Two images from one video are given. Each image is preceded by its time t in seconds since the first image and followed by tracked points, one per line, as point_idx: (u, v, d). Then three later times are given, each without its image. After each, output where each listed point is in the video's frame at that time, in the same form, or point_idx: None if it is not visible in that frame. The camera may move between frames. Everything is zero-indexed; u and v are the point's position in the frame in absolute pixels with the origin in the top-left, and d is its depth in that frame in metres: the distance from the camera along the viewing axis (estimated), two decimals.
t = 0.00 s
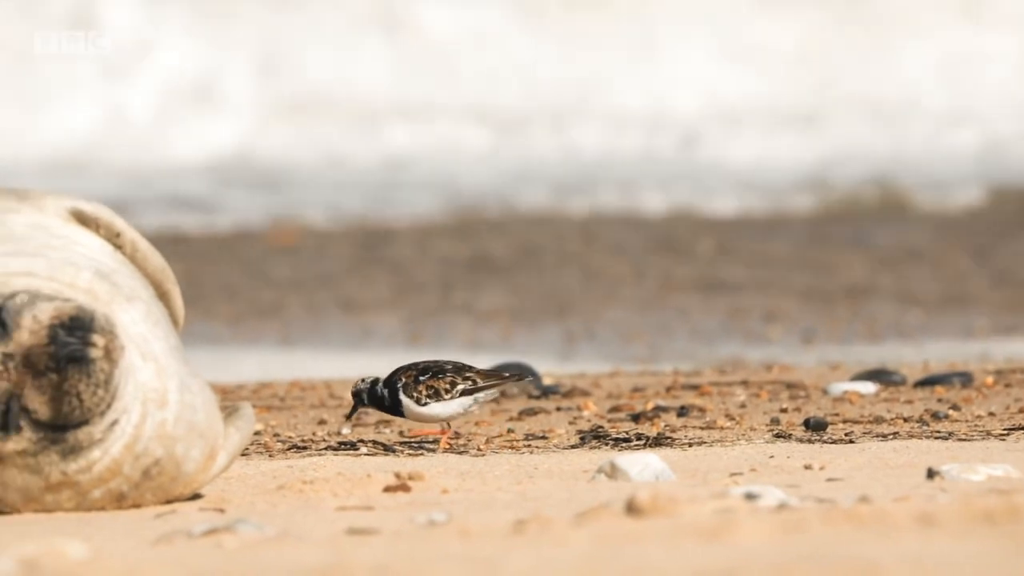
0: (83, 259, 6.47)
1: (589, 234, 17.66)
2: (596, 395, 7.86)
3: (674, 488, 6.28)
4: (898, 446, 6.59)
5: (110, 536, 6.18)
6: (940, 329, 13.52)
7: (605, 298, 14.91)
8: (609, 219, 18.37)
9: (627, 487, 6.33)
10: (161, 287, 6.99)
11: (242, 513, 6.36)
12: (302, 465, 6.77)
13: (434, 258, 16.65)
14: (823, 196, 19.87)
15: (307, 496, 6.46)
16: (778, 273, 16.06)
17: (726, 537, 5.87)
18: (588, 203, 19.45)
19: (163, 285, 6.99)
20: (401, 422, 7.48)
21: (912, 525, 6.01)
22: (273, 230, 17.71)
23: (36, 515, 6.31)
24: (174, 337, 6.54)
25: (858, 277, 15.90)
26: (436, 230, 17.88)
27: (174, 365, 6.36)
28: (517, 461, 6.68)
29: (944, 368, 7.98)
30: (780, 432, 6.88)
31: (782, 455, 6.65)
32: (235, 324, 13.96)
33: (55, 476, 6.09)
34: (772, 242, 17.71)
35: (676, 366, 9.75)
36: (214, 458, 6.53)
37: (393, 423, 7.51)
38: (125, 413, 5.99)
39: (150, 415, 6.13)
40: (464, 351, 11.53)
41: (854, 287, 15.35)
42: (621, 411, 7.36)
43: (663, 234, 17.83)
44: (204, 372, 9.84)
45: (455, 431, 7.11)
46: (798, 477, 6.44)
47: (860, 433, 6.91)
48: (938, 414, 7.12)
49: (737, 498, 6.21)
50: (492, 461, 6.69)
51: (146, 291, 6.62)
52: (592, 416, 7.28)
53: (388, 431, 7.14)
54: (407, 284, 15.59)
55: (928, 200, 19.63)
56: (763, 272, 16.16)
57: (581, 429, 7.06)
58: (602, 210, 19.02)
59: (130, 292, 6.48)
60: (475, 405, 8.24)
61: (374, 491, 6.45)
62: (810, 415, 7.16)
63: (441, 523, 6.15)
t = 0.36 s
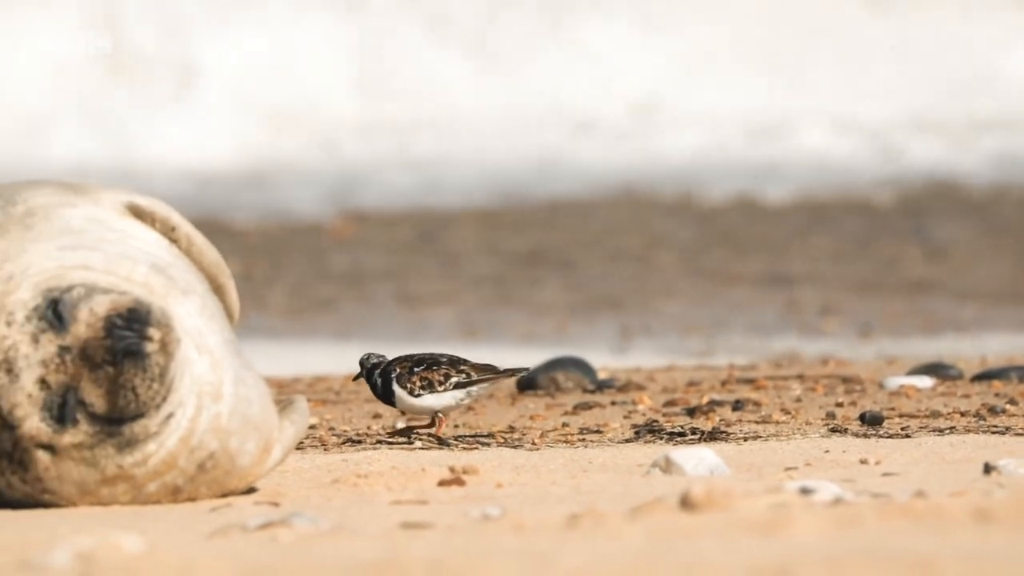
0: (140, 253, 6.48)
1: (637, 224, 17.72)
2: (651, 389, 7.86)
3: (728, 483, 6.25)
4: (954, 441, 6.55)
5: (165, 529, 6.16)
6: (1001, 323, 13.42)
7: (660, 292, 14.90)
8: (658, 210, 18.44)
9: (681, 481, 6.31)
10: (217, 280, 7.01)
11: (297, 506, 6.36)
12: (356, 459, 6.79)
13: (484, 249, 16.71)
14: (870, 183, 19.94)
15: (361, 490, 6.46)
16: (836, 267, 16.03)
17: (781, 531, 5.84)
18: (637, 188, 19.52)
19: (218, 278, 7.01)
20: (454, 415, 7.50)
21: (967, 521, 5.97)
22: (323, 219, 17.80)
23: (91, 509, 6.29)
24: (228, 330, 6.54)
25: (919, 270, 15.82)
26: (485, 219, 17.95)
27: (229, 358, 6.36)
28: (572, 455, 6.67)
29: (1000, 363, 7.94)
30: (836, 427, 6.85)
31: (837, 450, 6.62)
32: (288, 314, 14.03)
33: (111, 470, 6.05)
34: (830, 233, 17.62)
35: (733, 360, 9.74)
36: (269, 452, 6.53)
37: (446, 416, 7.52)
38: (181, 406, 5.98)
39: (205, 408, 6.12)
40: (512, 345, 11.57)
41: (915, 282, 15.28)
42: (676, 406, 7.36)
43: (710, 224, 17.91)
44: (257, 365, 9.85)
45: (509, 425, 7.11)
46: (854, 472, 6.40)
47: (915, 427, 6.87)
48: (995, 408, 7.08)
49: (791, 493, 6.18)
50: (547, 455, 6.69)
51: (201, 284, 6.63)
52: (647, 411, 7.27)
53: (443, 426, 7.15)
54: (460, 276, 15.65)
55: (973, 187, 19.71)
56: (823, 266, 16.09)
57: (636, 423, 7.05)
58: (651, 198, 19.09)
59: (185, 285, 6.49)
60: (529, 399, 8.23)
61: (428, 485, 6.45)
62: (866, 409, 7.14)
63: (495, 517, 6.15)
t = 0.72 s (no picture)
0: (192, 250, 6.48)
1: (696, 217, 17.83)
2: (709, 384, 7.83)
3: (784, 477, 6.21)
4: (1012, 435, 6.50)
5: (220, 525, 6.12)
6: None
7: (718, 289, 14.86)
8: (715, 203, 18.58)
9: (736, 476, 6.28)
10: (269, 280, 6.99)
11: (352, 501, 6.33)
12: (412, 453, 6.78)
13: (549, 240, 16.85)
14: (928, 178, 20.05)
15: (417, 485, 6.44)
16: (897, 262, 15.95)
17: (835, 524, 5.79)
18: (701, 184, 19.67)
19: (270, 278, 6.99)
20: (509, 409, 7.50)
21: None
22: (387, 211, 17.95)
23: (146, 505, 6.25)
24: (283, 327, 6.52)
25: (981, 265, 15.73)
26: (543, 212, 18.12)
27: (284, 354, 6.34)
28: (628, 450, 6.65)
29: None
30: (893, 421, 6.82)
31: (893, 444, 6.58)
32: (355, 305, 14.15)
33: (166, 462, 5.99)
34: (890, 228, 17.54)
35: (791, 355, 9.71)
36: (323, 448, 6.50)
37: (501, 410, 7.53)
38: (237, 399, 5.95)
39: (260, 403, 6.09)
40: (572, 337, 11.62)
41: (976, 278, 15.19)
42: (733, 401, 7.33)
43: (770, 217, 18.01)
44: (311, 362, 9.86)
45: (565, 419, 7.10)
46: (911, 466, 6.36)
47: (972, 422, 6.83)
48: None
49: (847, 487, 6.14)
50: (602, 449, 6.67)
51: (253, 281, 6.62)
52: (703, 406, 7.25)
53: (499, 420, 7.15)
54: (521, 270, 15.74)
55: None
56: (883, 261, 16.02)
57: (692, 417, 7.03)
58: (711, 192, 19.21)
59: (238, 280, 6.49)
60: (583, 394, 8.22)
61: (483, 480, 6.43)
62: (924, 404, 7.10)
63: (551, 511, 6.12)
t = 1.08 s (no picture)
0: (246, 242, 6.46)
1: (752, 211, 17.72)
2: (764, 378, 7.79)
3: (841, 472, 6.17)
4: None
5: (273, 519, 6.10)
6: None
7: (771, 282, 14.80)
8: (771, 197, 18.46)
9: (793, 471, 6.23)
10: (323, 273, 6.96)
11: (406, 496, 6.30)
12: (467, 447, 6.75)
13: (606, 234, 16.78)
14: (980, 172, 19.90)
15: (471, 479, 6.41)
16: (951, 255, 15.86)
17: (893, 521, 5.74)
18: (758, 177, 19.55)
19: (324, 270, 6.98)
20: (564, 403, 7.47)
21: None
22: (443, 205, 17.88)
23: (199, 498, 6.23)
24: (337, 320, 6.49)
25: None
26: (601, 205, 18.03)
27: (338, 347, 6.31)
28: (683, 445, 6.62)
29: None
30: (950, 416, 6.77)
31: (951, 440, 6.54)
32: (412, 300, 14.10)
33: (219, 457, 5.97)
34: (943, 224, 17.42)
35: (845, 349, 9.66)
36: (378, 442, 6.48)
37: (555, 403, 7.50)
38: (288, 394, 5.91)
39: (314, 396, 6.06)
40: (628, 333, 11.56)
41: None
42: (788, 395, 7.29)
43: (825, 211, 17.89)
44: (365, 357, 9.83)
45: (620, 414, 7.07)
46: (969, 462, 6.31)
47: None
48: None
49: (904, 482, 6.09)
50: (657, 445, 6.63)
51: (307, 273, 6.59)
52: (758, 400, 7.21)
53: (554, 414, 7.12)
54: (577, 264, 15.67)
55: None
56: (937, 255, 15.93)
57: (748, 412, 6.99)
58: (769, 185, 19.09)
59: (293, 272, 6.46)
60: (638, 389, 8.19)
61: (538, 474, 6.40)
62: (981, 399, 7.05)
63: (605, 506, 6.08)
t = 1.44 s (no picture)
0: (297, 236, 6.45)
1: (805, 207, 17.68)
2: (819, 372, 7.77)
3: (893, 468, 6.12)
4: None
5: (324, 514, 6.08)
6: None
7: (827, 276, 14.75)
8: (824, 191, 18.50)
9: (846, 467, 6.19)
10: (372, 266, 6.93)
11: (458, 491, 6.27)
12: (518, 443, 6.73)
13: (661, 227, 16.81)
14: None
15: (522, 475, 6.39)
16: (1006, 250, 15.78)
17: (947, 516, 5.69)
18: (813, 170, 19.60)
19: (374, 265, 6.94)
20: (616, 398, 7.46)
21: None
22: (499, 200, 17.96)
23: (250, 494, 6.21)
24: (389, 314, 6.47)
25: None
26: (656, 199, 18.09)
27: (388, 340, 6.28)
28: (736, 441, 6.59)
29: None
30: (1004, 411, 6.73)
31: (1005, 435, 6.49)
32: (466, 294, 14.15)
33: (269, 452, 5.95)
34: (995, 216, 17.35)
35: (899, 344, 9.63)
36: (428, 436, 6.45)
37: (607, 399, 7.49)
38: (340, 387, 5.88)
39: (364, 390, 6.03)
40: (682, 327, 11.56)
41: None
42: (841, 390, 7.27)
43: (876, 205, 17.84)
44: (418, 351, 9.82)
45: (672, 410, 7.05)
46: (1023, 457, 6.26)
47: None
48: None
49: (958, 479, 6.04)
50: (709, 440, 6.61)
51: (358, 267, 6.57)
52: (811, 396, 7.18)
53: (606, 410, 7.10)
54: (634, 258, 15.68)
55: None
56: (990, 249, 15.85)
57: (801, 407, 6.97)
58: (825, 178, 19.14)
59: (343, 266, 6.44)
60: (691, 384, 8.16)
61: (589, 470, 6.37)
62: None
63: (657, 502, 6.05)
